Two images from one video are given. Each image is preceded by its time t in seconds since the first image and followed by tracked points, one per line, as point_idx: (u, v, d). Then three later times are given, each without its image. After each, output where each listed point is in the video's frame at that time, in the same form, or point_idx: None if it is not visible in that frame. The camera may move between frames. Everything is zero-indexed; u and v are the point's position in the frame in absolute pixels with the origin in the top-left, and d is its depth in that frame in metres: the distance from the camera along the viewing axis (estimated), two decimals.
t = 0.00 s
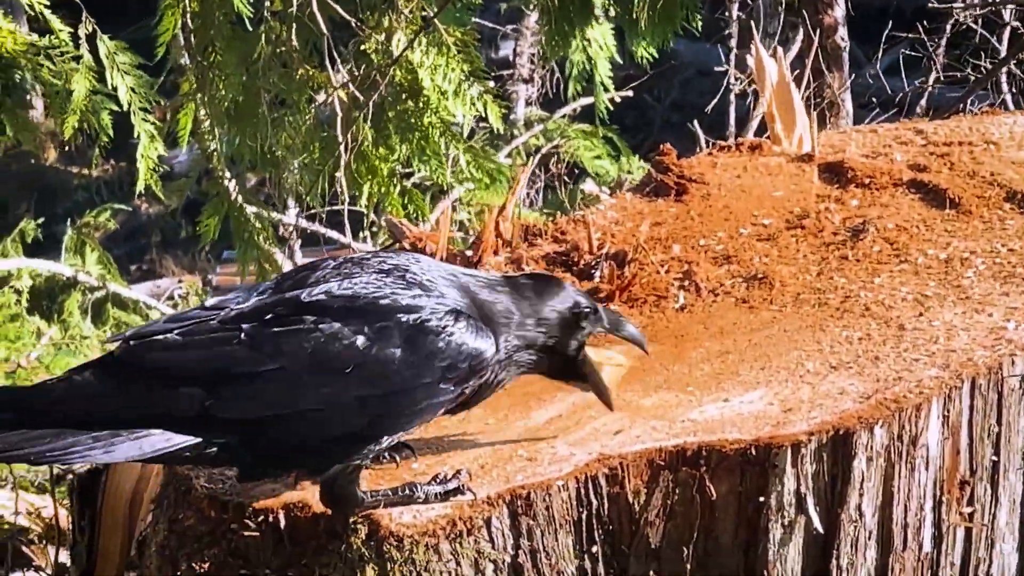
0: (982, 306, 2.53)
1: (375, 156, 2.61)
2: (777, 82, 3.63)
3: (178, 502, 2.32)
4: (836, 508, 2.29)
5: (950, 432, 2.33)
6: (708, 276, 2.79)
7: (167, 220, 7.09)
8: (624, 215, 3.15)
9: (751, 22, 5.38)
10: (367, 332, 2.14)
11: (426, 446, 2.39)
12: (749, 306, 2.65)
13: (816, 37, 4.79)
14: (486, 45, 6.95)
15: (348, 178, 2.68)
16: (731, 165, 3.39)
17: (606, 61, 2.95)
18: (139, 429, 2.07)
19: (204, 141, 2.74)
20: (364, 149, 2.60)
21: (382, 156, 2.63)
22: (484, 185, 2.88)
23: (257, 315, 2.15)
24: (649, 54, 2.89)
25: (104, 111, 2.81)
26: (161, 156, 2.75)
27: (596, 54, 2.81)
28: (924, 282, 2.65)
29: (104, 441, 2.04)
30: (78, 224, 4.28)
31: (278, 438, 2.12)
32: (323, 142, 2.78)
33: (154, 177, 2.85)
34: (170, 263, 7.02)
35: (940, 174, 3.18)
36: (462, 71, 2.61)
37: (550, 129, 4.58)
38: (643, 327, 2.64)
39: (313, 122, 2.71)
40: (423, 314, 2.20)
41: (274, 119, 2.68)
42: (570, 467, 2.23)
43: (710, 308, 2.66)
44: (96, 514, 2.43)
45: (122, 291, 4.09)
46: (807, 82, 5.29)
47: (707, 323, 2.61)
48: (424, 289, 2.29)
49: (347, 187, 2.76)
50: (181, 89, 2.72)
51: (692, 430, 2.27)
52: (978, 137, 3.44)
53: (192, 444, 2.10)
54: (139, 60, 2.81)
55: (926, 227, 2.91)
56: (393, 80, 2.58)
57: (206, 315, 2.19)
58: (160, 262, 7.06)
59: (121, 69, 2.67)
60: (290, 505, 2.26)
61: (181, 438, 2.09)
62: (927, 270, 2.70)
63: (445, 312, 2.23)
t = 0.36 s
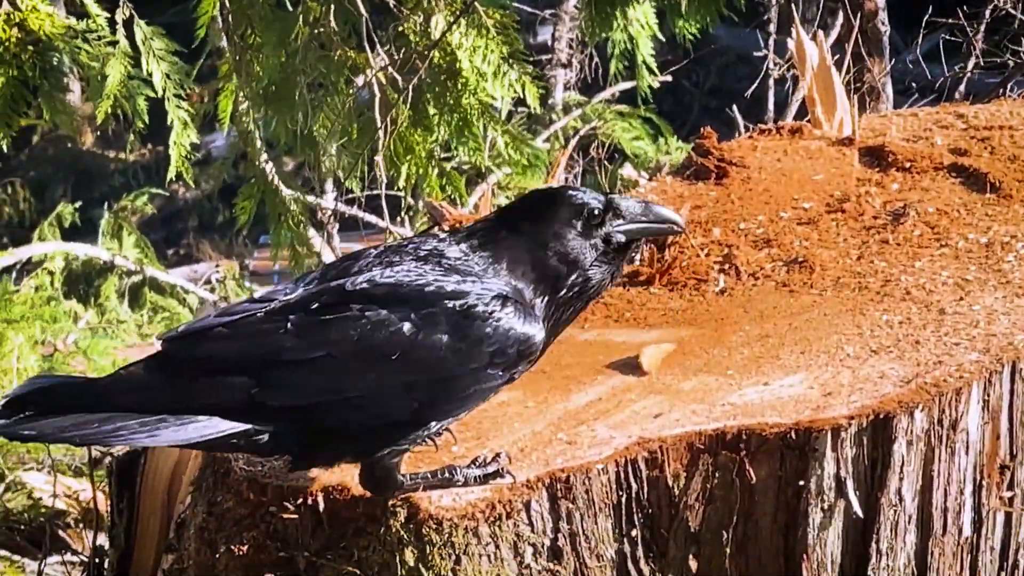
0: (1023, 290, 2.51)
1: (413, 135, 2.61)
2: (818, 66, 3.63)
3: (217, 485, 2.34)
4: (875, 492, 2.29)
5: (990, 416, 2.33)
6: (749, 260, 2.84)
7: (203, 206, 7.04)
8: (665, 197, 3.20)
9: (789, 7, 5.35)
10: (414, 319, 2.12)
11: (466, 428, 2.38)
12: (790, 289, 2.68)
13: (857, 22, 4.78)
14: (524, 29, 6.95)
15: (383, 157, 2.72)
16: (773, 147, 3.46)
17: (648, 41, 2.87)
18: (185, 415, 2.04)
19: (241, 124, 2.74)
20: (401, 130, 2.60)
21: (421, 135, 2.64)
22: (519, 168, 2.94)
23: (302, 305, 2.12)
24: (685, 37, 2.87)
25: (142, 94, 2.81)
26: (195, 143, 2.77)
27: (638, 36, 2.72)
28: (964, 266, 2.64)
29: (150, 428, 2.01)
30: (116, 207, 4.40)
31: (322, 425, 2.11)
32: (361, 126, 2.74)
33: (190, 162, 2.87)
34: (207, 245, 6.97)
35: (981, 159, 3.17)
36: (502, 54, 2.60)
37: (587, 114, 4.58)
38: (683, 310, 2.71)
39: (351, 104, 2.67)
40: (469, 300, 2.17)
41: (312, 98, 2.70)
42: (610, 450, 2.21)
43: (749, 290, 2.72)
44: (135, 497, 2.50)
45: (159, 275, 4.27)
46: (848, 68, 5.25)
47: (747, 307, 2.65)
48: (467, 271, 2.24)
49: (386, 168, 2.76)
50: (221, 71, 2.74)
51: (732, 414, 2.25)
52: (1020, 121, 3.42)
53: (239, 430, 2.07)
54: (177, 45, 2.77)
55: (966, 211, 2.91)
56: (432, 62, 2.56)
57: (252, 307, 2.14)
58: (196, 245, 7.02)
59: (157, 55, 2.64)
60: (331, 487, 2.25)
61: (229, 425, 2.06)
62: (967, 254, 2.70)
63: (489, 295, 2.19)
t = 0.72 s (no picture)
0: None
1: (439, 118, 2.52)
2: (843, 52, 3.67)
3: (241, 471, 2.35)
4: (900, 479, 2.28)
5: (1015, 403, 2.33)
6: (774, 247, 2.85)
7: (231, 188, 7.49)
8: (689, 182, 3.24)
9: None
10: (438, 311, 2.09)
11: (489, 415, 2.39)
12: (814, 276, 2.68)
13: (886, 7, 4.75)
14: (551, 12, 6.94)
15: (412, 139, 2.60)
16: (797, 134, 3.51)
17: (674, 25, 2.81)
18: (221, 436, 2.02)
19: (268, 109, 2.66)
20: (426, 112, 2.52)
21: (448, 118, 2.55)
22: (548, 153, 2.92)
23: (324, 305, 2.09)
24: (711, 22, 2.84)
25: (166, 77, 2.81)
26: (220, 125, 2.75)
27: (664, 18, 2.70)
28: (990, 253, 2.64)
29: (191, 457, 1.99)
30: (142, 192, 4.72)
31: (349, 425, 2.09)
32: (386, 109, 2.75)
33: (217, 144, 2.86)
34: (234, 229, 7.37)
35: (1005, 146, 3.17)
36: (528, 36, 2.49)
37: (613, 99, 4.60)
38: (707, 296, 2.70)
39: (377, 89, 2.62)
40: (491, 286, 2.15)
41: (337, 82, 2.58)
42: (633, 437, 2.20)
43: (775, 277, 2.71)
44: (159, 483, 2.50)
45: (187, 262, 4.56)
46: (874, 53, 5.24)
47: (771, 293, 2.64)
48: (487, 256, 2.21)
49: (411, 151, 2.68)
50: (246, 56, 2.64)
51: (757, 401, 2.24)
52: None
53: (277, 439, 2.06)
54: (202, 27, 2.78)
55: (992, 197, 2.91)
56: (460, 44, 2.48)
57: (274, 309, 2.12)
58: (224, 229, 7.40)
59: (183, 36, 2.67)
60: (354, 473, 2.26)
61: (266, 437, 2.05)
62: (992, 240, 2.69)
63: (510, 279, 2.17)
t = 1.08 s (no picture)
0: None
1: (456, 105, 2.57)
2: (861, 40, 3.69)
3: (259, 459, 2.35)
4: (918, 468, 2.27)
5: None
6: (792, 235, 2.85)
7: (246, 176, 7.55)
8: (707, 171, 3.27)
9: None
10: (450, 295, 2.08)
11: (508, 402, 2.39)
12: (833, 264, 2.68)
13: None
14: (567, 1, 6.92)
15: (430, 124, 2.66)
16: (816, 122, 3.52)
17: (690, 13, 2.79)
18: (232, 420, 2.00)
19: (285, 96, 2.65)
20: (444, 99, 2.56)
21: (466, 104, 2.59)
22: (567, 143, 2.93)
23: (336, 291, 2.08)
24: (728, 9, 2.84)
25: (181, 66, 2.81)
26: (234, 115, 2.74)
27: (683, 6, 2.70)
28: (1008, 241, 2.63)
29: (200, 441, 1.97)
30: (159, 180, 4.88)
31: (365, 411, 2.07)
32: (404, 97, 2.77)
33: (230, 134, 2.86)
34: (251, 218, 7.44)
35: None
36: (545, 25, 2.42)
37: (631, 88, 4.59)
38: (726, 284, 2.71)
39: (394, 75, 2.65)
40: (503, 268, 2.13)
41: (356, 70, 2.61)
42: (651, 426, 2.19)
43: (793, 265, 2.71)
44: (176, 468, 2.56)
45: (202, 248, 4.70)
46: (893, 41, 5.22)
47: (790, 282, 2.64)
48: (498, 239, 2.19)
49: (431, 135, 2.74)
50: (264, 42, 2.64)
51: (775, 389, 2.24)
52: None
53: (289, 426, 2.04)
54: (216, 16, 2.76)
55: (1010, 186, 2.90)
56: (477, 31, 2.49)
57: (286, 296, 2.10)
58: (240, 217, 7.49)
59: (197, 26, 2.62)
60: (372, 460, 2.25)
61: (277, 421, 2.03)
62: (1010, 229, 2.68)
63: (522, 260, 2.15)
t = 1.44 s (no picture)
0: None
1: (469, 89, 2.57)
2: (870, 26, 3.72)
3: (268, 445, 2.36)
4: (927, 454, 2.27)
5: None
6: (801, 220, 2.85)
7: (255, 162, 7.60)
8: (716, 158, 3.27)
9: None
10: (447, 269, 2.08)
11: (517, 387, 2.39)
12: (842, 250, 2.68)
13: None
14: None
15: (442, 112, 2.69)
16: (825, 108, 3.52)
17: None
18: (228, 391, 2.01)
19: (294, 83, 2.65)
20: (456, 84, 2.56)
21: (478, 88, 2.59)
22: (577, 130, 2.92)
23: (332, 268, 2.09)
24: None
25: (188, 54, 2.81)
26: (241, 103, 2.72)
27: None
28: (1017, 227, 2.63)
29: (195, 411, 1.98)
30: (168, 166, 4.87)
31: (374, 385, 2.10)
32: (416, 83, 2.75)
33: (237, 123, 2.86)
34: (259, 204, 7.45)
35: None
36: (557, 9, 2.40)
37: (640, 74, 4.58)
38: (735, 270, 2.71)
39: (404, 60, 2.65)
40: (500, 240, 2.12)
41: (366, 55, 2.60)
42: (661, 411, 2.19)
43: (802, 251, 2.71)
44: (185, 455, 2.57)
45: (210, 233, 4.69)
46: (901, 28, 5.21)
47: (799, 267, 2.65)
48: (497, 211, 2.21)
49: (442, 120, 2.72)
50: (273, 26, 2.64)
51: (784, 374, 2.24)
52: None
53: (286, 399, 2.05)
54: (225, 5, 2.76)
55: (1019, 171, 2.90)
56: (488, 16, 2.47)
57: (282, 274, 2.12)
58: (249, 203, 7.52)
59: (206, 13, 2.61)
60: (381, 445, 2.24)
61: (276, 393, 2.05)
62: (1019, 215, 2.68)
63: (520, 232, 2.15)
